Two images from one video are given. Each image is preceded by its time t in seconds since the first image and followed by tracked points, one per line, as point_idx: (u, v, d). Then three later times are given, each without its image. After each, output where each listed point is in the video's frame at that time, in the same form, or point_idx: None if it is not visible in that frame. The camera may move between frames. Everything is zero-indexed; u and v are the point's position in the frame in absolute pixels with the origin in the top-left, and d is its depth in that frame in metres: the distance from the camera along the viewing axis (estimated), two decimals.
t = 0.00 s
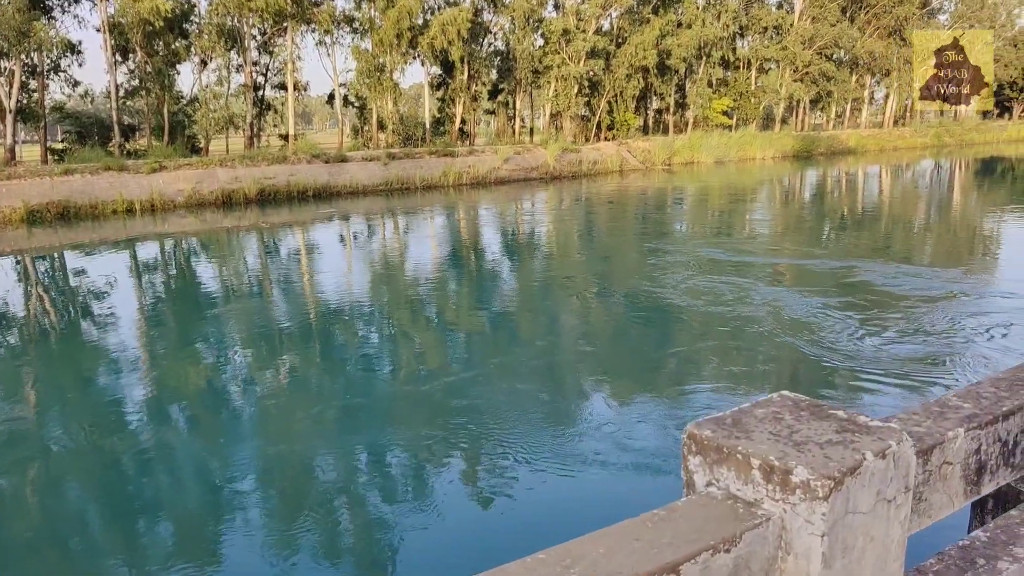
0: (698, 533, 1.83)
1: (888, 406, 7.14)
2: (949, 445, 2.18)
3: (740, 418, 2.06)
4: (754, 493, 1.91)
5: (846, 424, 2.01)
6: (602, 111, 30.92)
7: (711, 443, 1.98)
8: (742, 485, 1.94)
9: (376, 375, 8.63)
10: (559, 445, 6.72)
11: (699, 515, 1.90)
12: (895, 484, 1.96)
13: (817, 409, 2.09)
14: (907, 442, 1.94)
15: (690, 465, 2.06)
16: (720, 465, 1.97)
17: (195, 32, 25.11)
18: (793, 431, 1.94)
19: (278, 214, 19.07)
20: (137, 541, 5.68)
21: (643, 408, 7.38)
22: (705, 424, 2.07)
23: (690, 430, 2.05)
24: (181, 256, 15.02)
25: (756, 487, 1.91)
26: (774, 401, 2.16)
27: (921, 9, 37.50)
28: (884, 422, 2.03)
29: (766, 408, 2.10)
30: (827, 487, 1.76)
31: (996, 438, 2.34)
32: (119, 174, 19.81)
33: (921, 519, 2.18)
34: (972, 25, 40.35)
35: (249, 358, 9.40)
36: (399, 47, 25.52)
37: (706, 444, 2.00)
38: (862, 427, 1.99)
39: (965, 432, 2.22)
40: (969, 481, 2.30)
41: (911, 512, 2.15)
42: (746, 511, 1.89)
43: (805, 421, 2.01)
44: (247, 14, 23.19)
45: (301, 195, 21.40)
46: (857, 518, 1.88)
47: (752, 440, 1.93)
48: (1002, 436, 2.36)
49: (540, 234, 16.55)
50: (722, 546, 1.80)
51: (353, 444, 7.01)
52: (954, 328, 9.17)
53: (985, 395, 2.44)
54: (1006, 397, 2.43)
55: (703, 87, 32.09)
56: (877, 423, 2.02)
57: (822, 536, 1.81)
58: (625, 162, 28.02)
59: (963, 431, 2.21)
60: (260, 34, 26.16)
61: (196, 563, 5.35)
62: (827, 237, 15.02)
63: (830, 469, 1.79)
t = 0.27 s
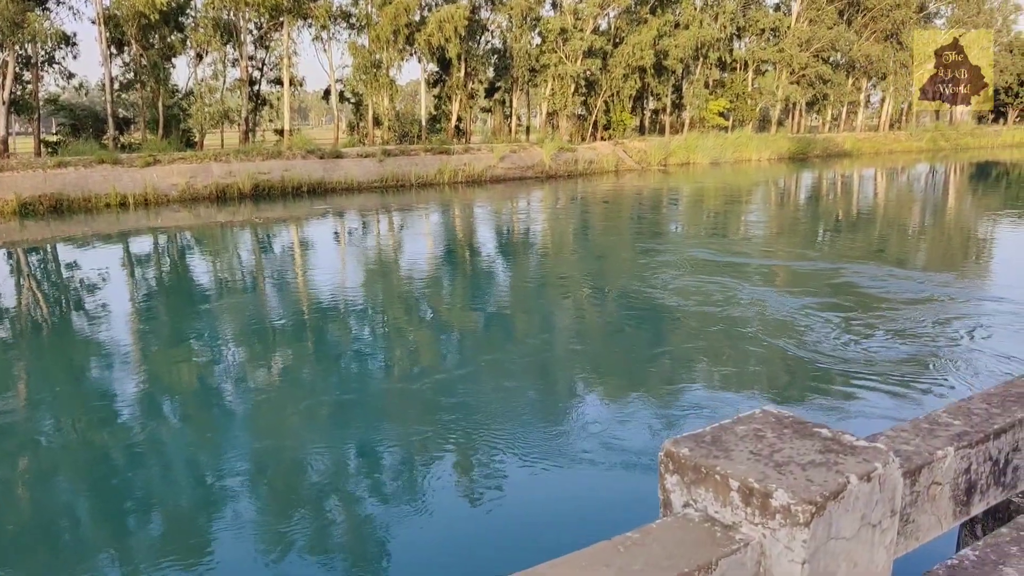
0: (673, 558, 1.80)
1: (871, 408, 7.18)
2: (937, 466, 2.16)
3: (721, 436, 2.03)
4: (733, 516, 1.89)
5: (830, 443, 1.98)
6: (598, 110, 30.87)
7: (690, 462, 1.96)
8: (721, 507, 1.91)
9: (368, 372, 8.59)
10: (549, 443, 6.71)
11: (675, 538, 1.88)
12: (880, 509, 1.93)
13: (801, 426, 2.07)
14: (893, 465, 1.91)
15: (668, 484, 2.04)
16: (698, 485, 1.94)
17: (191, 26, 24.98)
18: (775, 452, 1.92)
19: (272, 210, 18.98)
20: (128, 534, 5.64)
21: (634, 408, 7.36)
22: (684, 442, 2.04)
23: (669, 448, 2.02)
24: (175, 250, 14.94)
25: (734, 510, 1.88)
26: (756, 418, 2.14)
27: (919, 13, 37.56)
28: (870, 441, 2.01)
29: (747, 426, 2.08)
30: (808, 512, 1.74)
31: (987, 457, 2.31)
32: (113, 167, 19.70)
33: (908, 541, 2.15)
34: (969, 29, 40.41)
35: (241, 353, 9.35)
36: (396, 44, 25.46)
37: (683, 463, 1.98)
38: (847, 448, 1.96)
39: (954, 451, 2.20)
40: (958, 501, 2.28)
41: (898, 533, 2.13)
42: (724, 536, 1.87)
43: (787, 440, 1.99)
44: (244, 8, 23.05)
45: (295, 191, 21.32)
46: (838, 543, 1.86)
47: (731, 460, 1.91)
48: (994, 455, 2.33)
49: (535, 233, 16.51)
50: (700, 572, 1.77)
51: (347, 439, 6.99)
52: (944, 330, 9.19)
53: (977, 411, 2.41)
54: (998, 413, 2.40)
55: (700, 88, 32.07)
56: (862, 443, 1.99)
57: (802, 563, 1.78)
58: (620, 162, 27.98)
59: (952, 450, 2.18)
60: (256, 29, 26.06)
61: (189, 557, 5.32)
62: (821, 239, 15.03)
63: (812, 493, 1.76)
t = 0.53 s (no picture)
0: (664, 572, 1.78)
1: (866, 402, 7.20)
2: (935, 471, 2.14)
3: (711, 445, 2.02)
4: (724, 529, 1.87)
5: (824, 451, 1.96)
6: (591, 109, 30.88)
7: (679, 473, 1.94)
8: (712, 520, 1.89)
9: (363, 373, 8.55)
10: (545, 441, 6.70)
11: (665, 553, 1.86)
12: (876, 519, 1.92)
13: (794, 433, 2.06)
14: (888, 473, 1.90)
15: (656, 495, 2.02)
16: (687, 496, 1.92)
17: (182, 28, 24.88)
18: (768, 461, 1.90)
19: (264, 211, 18.92)
20: (123, 538, 5.60)
21: (629, 406, 7.35)
22: (673, 451, 2.02)
23: (657, 457, 1.99)
24: (167, 253, 14.86)
25: (725, 523, 1.86)
26: (748, 424, 2.13)
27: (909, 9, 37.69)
28: (866, 448, 1.99)
29: (739, 435, 2.06)
30: (802, 525, 1.72)
31: (986, 461, 2.29)
32: (104, 170, 19.59)
33: (906, 548, 2.13)
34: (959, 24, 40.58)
35: (235, 355, 9.31)
36: (387, 44, 25.40)
37: (673, 473, 1.95)
38: (842, 456, 1.94)
39: (952, 456, 2.17)
40: (957, 505, 2.26)
41: (897, 540, 2.11)
42: (715, 549, 1.84)
43: (779, 448, 1.98)
44: (234, 10, 22.97)
45: (288, 193, 21.26)
46: (834, 555, 1.84)
47: (721, 471, 1.89)
48: (993, 459, 2.31)
49: (529, 232, 16.49)
50: None
51: (342, 439, 6.98)
52: (937, 324, 9.22)
53: (974, 413, 2.40)
54: (997, 415, 2.39)
55: (692, 85, 32.08)
56: (857, 450, 1.97)
57: None
58: (613, 160, 27.98)
59: (949, 455, 2.16)
60: (247, 30, 25.97)
61: (186, 560, 5.29)
62: (813, 235, 15.06)
63: (806, 505, 1.74)
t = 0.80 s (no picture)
0: None
1: (833, 396, 7.30)
2: (917, 474, 2.13)
3: (691, 452, 2.03)
4: (708, 540, 1.86)
5: (807, 457, 1.97)
6: (565, 105, 30.92)
7: (661, 481, 1.94)
8: (695, 530, 1.89)
9: (335, 371, 8.47)
10: (518, 438, 6.69)
11: (647, 564, 1.86)
12: (861, 527, 1.92)
13: (776, 439, 2.07)
14: (872, 479, 1.90)
15: (637, 504, 2.02)
16: (670, 505, 1.92)
17: (151, 21, 24.43)
18: (751, 468, 1.91)
19: (236, 207, 18.68)
20: (88, 542, 5.47)
21: (603, 402, 7.36)
22: (654, 459, 2.02)
23: (638, 466, 2.00)
24: (135, 250, 14.59)
25: (709, 533, 1.86)
26: (730, 429, 2.15)
27: (879, 7, 38.18)
28: (849, 455, 2.00)
29: (720, 441, 2.07)
30: (787, 537, 1.70)
31: (965, 464, 2.29)
32: (71, 165, 19.16)
33: (888, 554, 2.12)
34: (928, 23, 41.17)
35: (204, 354, 9.17)
36: (361, 38, 25.17)
37: (654, 482, 1.96)
38: (825, 462, 1.95)
39: (932, 459, 2.17)
40: (937, 509, 2.25)
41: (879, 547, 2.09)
42: (697, 558, 1.84)
43: (762, 454, 1.99)
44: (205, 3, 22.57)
45: (259, 188, 21.02)
46: (818, 564, 1.83)
47: (704, 478, 1.90)
48: (972, 461, 2.31)
49: (503, 228, 16.44)
50: None
51: (315, 438, 6.92)
52: (901, 318, 9.39)
53: (952, 414, 2.41)
54: (975, 416, 2.40)
55: (665, 82, 32.19)
56: (840, 456, 1.98)
57: None
58: (587, 156, 28.06)
59: (930, 458, 2.15)
60: (218, 23, 25.57)
61: (154, 562, 5.20)
62: (782, 231, 15.25)
63: (791, 515, 1.73)
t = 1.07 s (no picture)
0: None
1: (773, 398, 7.51)
2: (882, 486, 2.18)
3: (664, 473, 2.03)
4: (685, 562, 1.87)
5: (778, 475, 2.01)
6: (508, 117, 31.16)
7: (636, 505, 1.93)
8: (671, 553, 1.89)
9: (279, 387, 8.27)
10: (468, 449, 6.67)
11: None
12: (834, 544, 1.96)
13: (745, 458, 2.10)
14: (842, 496, 1.95)
15: (612, 526, 2.01)
16: (644, 529, 1.93)
17: (82, 30, 23.64)
18: (724, 489, 1.93)
19: (172, 222, 18.15)
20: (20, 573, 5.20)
21: (552, 412, 7.37)
22: (627, 482, 2.01)
23: (612, 488, 1.98)
24: (66, 266, 14.01)
25: (686, 556, 1.86)
26: (698, 449, 2.16)
27: (809, 24, 39.56)
28: (817, 472, 2.05)
29: (687, 462, 2.08)
30: (766, 558, 1.73)
31: (927, 474, 2.37)
32: None
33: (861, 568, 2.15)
34: (855, 39, 42.83)
35: (140, 372, 8.85)
36: (301, 49, 24.83)
37: (628, 505, 1.94)
38: (795, 481, 1.99)
39: (897, 471, 2.23)
40: (900, 520, 2.31)
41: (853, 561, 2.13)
42: None
43: (733, 475, 2.02)
44: (139, 13, 21.93)
45: (196, 202, 20.48)
46: None
47: (679, 501, 1.90)
48: (932, 470, 2.40)
49: (448, 240, 16.38)
50: None
51: (259, 456, 6.73)
52: (836, 322, 9.71)
53: (912, 425, 2.49)
54: (932, 426, 2.49)
55: (605, 94, 32.66)
56: (810, 475, 2.03)
57: None
58: (530, 168, 28.27)
59: (895, 470, 2.21)
60: (153, 33, 24.90)
61: None
62: (722, 240, 15.64)
63: (768, 536, 1.76)
